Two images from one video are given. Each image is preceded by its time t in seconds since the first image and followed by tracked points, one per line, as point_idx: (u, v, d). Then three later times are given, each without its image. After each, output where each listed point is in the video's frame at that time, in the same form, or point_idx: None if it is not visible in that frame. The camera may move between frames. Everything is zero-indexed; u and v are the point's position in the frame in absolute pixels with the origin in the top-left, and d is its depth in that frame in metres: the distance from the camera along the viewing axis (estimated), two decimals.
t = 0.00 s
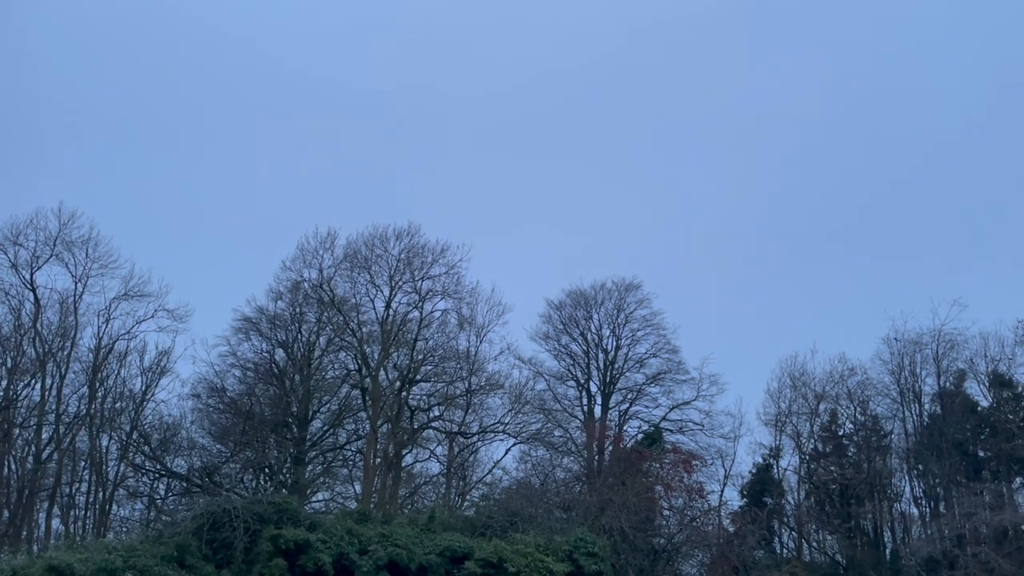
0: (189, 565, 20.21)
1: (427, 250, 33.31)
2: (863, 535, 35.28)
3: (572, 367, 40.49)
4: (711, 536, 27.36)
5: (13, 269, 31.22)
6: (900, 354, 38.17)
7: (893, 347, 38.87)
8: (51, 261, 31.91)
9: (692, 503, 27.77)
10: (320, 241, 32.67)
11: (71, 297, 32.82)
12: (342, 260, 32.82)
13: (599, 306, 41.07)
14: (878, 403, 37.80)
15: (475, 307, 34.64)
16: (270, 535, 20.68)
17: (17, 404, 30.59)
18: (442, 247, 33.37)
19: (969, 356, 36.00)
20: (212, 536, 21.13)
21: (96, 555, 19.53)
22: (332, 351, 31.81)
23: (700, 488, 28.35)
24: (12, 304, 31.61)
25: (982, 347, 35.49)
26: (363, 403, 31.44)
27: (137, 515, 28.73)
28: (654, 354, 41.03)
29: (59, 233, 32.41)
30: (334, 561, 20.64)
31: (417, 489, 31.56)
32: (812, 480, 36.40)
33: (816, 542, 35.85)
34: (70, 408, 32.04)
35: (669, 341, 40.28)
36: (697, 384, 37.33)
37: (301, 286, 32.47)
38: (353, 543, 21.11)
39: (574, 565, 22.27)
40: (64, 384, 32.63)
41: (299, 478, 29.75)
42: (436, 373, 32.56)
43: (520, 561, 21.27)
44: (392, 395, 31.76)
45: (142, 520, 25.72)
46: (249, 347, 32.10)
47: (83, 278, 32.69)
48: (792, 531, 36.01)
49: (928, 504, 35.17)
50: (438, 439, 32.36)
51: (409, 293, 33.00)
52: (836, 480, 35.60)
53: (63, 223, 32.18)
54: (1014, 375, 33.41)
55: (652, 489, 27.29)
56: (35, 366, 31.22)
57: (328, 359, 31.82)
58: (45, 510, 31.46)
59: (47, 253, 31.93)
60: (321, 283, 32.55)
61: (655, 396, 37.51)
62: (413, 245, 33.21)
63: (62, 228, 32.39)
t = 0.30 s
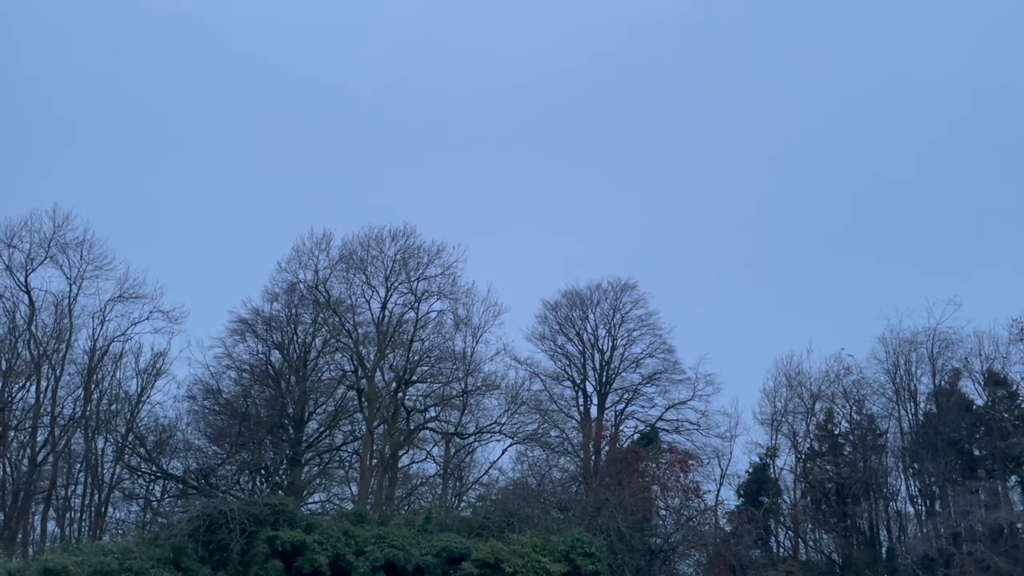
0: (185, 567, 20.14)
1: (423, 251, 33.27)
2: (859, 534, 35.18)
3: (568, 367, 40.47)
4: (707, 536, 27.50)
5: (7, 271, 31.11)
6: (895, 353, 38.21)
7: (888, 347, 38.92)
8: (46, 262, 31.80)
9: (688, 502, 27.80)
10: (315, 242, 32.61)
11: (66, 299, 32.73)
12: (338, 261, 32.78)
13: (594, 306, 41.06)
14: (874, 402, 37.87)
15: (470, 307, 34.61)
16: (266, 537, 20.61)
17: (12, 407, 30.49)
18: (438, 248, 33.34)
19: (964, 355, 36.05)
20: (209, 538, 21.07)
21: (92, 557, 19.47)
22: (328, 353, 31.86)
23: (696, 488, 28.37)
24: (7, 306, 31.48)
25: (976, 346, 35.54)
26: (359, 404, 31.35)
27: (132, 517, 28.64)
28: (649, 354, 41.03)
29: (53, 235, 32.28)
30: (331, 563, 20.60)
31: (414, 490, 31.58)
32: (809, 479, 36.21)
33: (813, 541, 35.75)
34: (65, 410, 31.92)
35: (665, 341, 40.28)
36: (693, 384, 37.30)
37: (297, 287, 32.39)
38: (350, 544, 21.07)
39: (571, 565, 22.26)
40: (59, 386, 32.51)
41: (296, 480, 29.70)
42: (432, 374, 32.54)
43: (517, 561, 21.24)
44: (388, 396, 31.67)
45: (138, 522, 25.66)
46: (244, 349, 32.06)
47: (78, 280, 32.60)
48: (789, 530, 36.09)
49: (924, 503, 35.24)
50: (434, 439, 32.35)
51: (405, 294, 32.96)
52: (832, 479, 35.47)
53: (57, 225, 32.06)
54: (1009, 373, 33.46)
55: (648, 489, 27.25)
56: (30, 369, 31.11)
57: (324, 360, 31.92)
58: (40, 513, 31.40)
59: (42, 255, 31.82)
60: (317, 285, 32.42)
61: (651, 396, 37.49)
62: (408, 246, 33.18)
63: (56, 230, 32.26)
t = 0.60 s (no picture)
0: (183, 569, 20.08)
1: (420, 252, 33.25)
2: (857, 533, 35.22)
3: (566, 367, 40.46)
4: (706, 535, 27.56)
5: (4, 274, 31.03)
6: (892, 352, 38.25)
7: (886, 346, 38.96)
8: (42, 265, 31.73)
9: (686, 502, 27.80)
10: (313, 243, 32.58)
11: (63, 301, 32.68)
12: (335, 262, 32.75)
13: (592, 306, 41.05)
14: (872, 401, 37.91)
15: (468, 308, 34.61)
16: (264, 538, 20.58)
17: (9, 409, 30.45)
18: (435, 249, 33.32)
19: (961, 354, 36.08)
20: (207, 540, 21.04)
21: (90, 560, 19.45)
22: (326, 354, 31.79)
23: (694, 488, 28.37)
24: (3, 308, 31.40)
25: (973, 345, 35.58)
26: (357, 405, 31.41)
27: (130, 519, 28.62)
28: (647, 353, 41.03)
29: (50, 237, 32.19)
30: (329, 564, 20.58)
31: (412, 491, 31.53)
32: (806, 479, 36.25)
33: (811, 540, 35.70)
34: (62, 413, 31.87)
35: (662, 341, 40.30)
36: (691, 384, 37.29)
37: (294, 289, 32.34)
38: (348, 546, 21.04)
39: (570, 566, 22.25)
40: (57, 389, 32.49)
41: (294, 481, 29.64)
42: (430, 375, 32.49)
43: (515, 562, 21.22)
44: (386, 397, 31.70)
45: (137, 524, 25.65)
46: (242, 350, 31.99)
47: (75, 282, 32.56)
48: (786, 529, 35.94)
49: (922, 502, 35.29)
50: (432, 440, 32.36)
51: (402, 295, 32.95)
52: (830, 478, 35.45)
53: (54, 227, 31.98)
54: (1006, 372, 33.48)
55: (647, 489, 27.23)
56: (27, 372, 31.07)
57: (321, 362, 31.82)
58: (38, 515, 31.40)
59: (38, 257, 31.74)
60: (314, 286, 32.44)
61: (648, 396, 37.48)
62: (406, 247, 33.16)
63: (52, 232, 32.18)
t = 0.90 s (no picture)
0: (182, 572, 20.04)
1: (418, 253, 33.25)
2: (856, 532, 35.29)
3: (565, 368, 40.45)
4: (705, 535, 27.57)
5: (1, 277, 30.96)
6: (890, 351, 38.27)
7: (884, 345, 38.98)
8: (40, 268, 31.67)
9: (685, 503, 27.83)
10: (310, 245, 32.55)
11: (60, 304, 32.63)
12: (333, 264, 32.72)
13: (590, 307, 41.05)
14: (870, 400, 37.94)
15: (466, 309, 34.62)
16: (263, 540, 20.57)
17: (7, 413, 30.41)
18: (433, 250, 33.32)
19: (959, 353, 36.10)
20: (206, 542, 21.02)
21: (89, 563, 19.45)
22: (324, 356, 31.74)
23: (693, 488, 28.44)
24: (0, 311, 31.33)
25: (971, 343, 35.60)
26: (356, 407, 31.42)
27: (129, 522, 28.60)
28: (645, 354, 41.03)
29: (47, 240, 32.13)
30: (329, 566, 20.56)
31: (411, 492, 31.44)
32: (805, 478, 36.34)
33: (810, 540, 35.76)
34: (61, 416, 31.83)
35: (661, 341, 40.29)
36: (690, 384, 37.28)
37: (292, 291, 32.31)
38: (348, 547, 21.03)
39: (569, 566, 22.24)
40: (54, 392, 32.46)
41: (293, 483, 29.62)
42: (429, 376, 32.38)
43: (515, 563, 21.21)
44: (385, 398, 31.75)
45: (136, 527, 25.65)
46: (240, 353, 31.90)
47: (72, 285, 32.52)
48: (786, 528, 35.83)
49: (921, 501, 35.31)
50: (431, 441, 32.38)
51: (401, 297, 32.95)
52: (830, 478, 35.60)
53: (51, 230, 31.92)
54: (1003, 370, 33.53)
55: (646, 489, 27.23)
56: (25, 375, 31.01)
57: (320, 364, 31.74)
58: (36, 519, 31.36)
59: (36, 260, 31.68)
60: (312, 288, 32.46)
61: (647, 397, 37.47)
62: (404, 248, 33.16)
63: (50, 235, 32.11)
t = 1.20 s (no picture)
0: None
1: (416, 255, 33.24)
2: (856, 532, 35.26)
3: (564, 369, 40.44)
4: (705, 536, 27.58)
5: None
6: (889, 350, 38.27)
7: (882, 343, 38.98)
8: (38, 271, 31.66)
9: (685, 503, 27.86)
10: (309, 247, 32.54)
11: (59, 307, 32.62)
12: (331, 265, 32.70)
13: (589, 308, 41.03)
14: (869, 399, 37.96)
15: (465, 310, 34.61)
16: (263, 543, 20.54)
17: (6, 416, 30.39)
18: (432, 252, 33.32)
19: (957, 351, 36.10)
20: (206, 545, 20.98)
21: (89, 567, 19.43)
22: (323, 358, 31.69)
23: (693, 488, 28.51)
24: None
25: (970, 342, 35.61)
26: (355, 409, 31.33)
27: (129, 526, 28.59)
28: (645, 354, 41.03)
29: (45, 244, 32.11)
30: (329, 569, 20.52)
31: (411, 494, 31.37)
32: (805, 478, 36.35)
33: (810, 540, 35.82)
34: (60, 420, 31.81)
35: (660, 341, 40.28)
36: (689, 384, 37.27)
37: (290, 293, 32.29)
38: (347, 549, 20.99)
39: (569, 567, 22.21)
40: (53, 396, 32.45)
41: (293, 486, 29.63)
42: (428, 378, 32.38)
43: (515, 564, 21.19)
44: (384, 399, 31.70)
45: (136, 530, 25.64)
46: (239, 355, 31.87)
47: (71, 289, 32.50)
48: (787, 529, 35.85)
49: (921, 499, 35.32)
50: (431, 443, 32.37)
51: (399, 298, 32.92)
52: (829, 477, 35.56)
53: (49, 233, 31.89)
54: (1002, 368, 33.55)
55: (645, 490, 27.22)
56: (23, 379, 30.99)
57: (318, 367, 31.66)
58: (36, 523, 31.34)
59: (34, 263, 31.66)
60: (311, 290, 32.45)
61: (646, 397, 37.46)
62: (402, 250, 33.16)
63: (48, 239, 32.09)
